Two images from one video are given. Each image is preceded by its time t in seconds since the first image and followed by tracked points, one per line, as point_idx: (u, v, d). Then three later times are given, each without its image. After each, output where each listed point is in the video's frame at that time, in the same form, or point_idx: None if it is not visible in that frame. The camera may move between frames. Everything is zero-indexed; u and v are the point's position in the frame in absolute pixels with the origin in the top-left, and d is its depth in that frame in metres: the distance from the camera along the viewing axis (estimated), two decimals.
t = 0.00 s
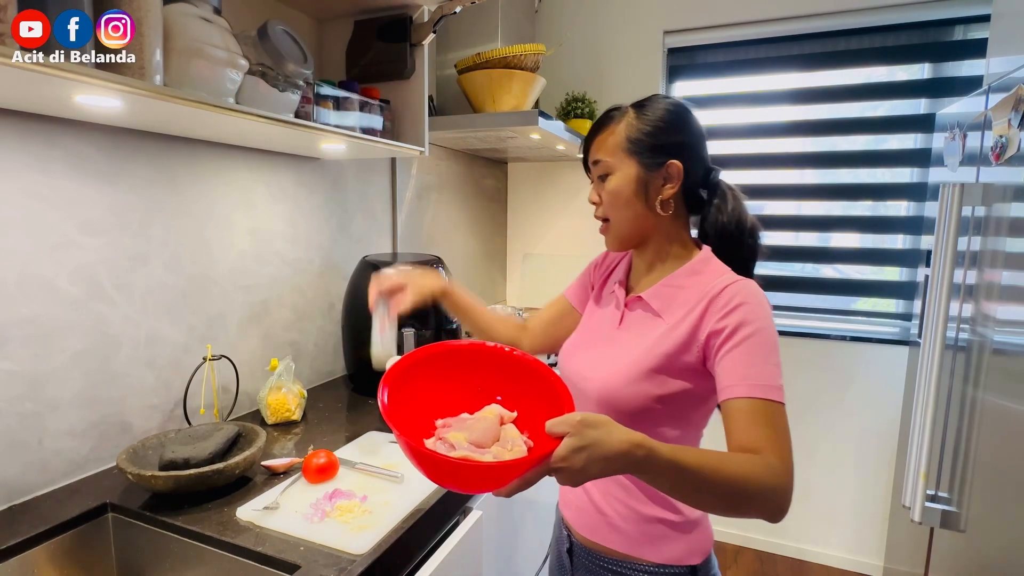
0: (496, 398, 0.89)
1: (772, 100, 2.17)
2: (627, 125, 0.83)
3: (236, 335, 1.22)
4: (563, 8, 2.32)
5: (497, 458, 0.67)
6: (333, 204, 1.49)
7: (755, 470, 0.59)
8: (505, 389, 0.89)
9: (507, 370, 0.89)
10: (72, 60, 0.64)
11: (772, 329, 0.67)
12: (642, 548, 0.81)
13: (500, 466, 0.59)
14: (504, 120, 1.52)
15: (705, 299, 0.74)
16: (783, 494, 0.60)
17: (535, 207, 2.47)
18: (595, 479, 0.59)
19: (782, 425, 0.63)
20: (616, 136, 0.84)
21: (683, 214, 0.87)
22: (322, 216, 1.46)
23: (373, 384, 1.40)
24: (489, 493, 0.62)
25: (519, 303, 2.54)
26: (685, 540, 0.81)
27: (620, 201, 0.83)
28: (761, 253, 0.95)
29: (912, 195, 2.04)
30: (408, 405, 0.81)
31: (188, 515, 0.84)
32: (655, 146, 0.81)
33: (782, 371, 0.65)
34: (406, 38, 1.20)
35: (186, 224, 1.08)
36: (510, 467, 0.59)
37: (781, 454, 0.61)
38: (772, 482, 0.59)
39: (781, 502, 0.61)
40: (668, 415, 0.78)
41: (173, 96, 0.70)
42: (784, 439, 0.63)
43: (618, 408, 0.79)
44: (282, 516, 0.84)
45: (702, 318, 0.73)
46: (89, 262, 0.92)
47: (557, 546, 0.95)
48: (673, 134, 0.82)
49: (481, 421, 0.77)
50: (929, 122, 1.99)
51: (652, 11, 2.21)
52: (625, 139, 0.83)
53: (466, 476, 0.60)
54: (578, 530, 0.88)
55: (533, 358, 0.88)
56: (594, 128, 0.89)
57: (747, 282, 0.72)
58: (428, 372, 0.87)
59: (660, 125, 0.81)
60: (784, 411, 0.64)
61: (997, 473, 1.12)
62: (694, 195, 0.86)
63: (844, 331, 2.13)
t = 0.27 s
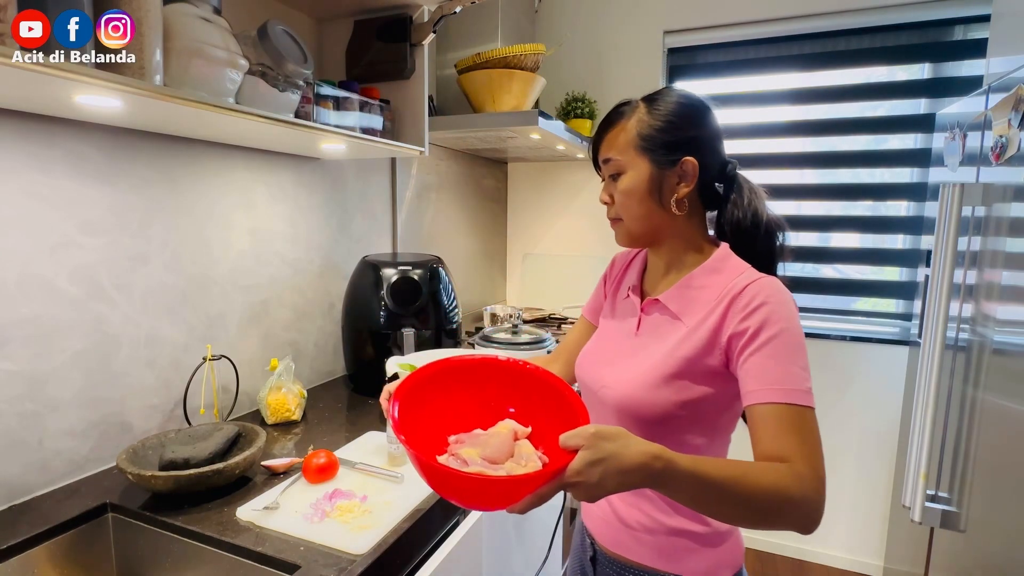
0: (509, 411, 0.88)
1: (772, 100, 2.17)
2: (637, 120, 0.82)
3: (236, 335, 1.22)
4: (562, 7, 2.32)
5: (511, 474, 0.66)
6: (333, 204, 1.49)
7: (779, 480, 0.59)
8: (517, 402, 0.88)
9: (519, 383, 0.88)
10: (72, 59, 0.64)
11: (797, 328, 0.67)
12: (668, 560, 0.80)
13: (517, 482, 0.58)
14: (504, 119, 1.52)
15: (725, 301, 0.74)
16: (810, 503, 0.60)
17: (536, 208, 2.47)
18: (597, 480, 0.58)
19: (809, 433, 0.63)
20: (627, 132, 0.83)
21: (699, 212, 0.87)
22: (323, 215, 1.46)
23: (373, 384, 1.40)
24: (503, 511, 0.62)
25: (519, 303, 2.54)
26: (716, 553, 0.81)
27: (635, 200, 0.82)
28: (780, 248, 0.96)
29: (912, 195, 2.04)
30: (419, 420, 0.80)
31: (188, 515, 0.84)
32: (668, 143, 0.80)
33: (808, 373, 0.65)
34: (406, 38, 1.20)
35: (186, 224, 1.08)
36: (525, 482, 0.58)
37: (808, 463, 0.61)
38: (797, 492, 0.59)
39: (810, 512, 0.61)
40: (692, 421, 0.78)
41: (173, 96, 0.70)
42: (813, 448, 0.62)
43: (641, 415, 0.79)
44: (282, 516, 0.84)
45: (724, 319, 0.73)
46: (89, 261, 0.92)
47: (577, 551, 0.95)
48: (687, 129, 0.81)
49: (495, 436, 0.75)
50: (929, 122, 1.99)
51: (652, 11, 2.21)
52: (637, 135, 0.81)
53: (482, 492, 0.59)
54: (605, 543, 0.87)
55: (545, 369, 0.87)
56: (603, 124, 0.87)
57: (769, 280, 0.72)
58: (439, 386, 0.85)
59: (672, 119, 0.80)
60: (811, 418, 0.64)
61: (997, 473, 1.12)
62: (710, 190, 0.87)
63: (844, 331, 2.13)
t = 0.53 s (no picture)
0: (516, 413, 0.88)
1: (772, 100, 2.17)
2: (641, 119, 0.82)
3: (236, 336, 1.22)
4: (562, 7, 2.32)
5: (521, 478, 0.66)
6: (333, 204, 1.49)
7: (793, 485, 0.59)
8: (525, 404, 0.88)
9: (527, 385, 0.88)
10: (72, 59, 0.64)
11: (808, 330, 0.67)
12: (684, 567, 0.80)
13: (528, 487, 0.58)
14: (505, 119, 1.52)
15: (735, 303, 0.73)
16: (825, 509, 0.60)
17: (536, 208, 2.47)
18: (598, 480, 0.59)
19: (824, 437, 0.63)
20: (630, 132, 0.82)
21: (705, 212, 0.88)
22: (322, 216, 1.46)
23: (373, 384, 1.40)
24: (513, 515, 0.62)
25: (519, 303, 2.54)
26: (733, 558, 0.81)
27: (639, 200, 0.82)
28: (785, 246, 0.97)
29: (912, 194, 2.04)
30: (426, 422, 0.80)
31: (188, 515, 0.84)
32: (673, 142, 0.80)
33: (822, 375, 0.65)
34: (406, 38, 1.20)
35: (186, 224, 1.08)
36: (537, 487, 0.58)
37: (823, 468, 0.61)
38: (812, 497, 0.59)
39: (825, 518, 0.61)
40: (702, 423, 0.78)
41: (173, 96, 0.70)
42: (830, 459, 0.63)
43: (651, 419, 0.79)
44: (282, 516, 0.84)
45: (733, 322, 0.73)
46: (89, 261, 0.92)
47: (587, 555, 0.95)
48: (691, 128, 0.81)
49: (503, 440, 0.75)
50: (929, 122, 1.99)
51: (652, 11, 2.21)
52: (641, 135, 0.81)
53: (492, 497, 0.60)
54: (619, 553, 0.86)
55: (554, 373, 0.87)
56: (607, 123, 0.87)
57: (780, 281, 0.72)
58: (446, 387, 0.85)
59: (676, 119, 0.80)
60: (825, 422, 0.64)
61: (997, 473, 1.12)
62: (715, 189, 0.87)
63: (844, 331, 2.13)
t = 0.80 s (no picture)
0: (519, 415, 0.88)
1: (772, 100, 2.17)
2: (647, 119, 0.82)
3: (236, 336, 1.22)
4: (562, 7, 2.32)
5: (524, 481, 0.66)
6: (333, 204, 1.49)
7: (797, 486, 0.59)
8: (528, 405, 0.88)
9: (530, 387, 0.88)
10: (72, 60, 0.64)
11: (815, 332, 0.68)
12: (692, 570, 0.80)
13: (532, 489, 0.58)
14: (505, 119, 1.52)
15: (744, 305, 0.74)
16: (830, 510, 0.61)
17: (536, 208, 2.47)
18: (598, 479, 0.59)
19: (829, 439, 0.63)
20: (636, 132, 0.82)
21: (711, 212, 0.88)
22: (323, 215, 1.46)
23: (373, 384, 1.40)
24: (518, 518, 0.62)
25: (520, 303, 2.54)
26: (741, 561, 0.81)
27: (646, 200, 0.82)
28: (789, 247, 0.97)
29: (912, 195, 2.04)
30: (430, 424, 0.80)
31: (188, 515, 0.84)
32: (680, 142, 0.80)
33: (828, 378, 0.65)
34: (406, 38, 1.20)
35: (186, 224, 1.08)
36: (542, 490, 0.58)
37: (828, 469, 0.61)
38: (817, 498, 0.60)
39: (830, 519, 0.61)
40: (708, 426, 0.78)
41: (173, 96, 0.70)
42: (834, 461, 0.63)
43: (659, 421, 0.79)
44: (282, 516, 0.84)
45: (742, 323, 0.73)
46: (90, 261, 0.92)
47: (590, 558, 0.95)
48: (698, 128, 0.81)
49: (507, 442, 0.75)
50: (929, 122, 1.99)
51: (652, 11, 2.21)
52: (648, 135, 0.81)
53: (496, 499, 0.60)
54: (627, 559, 0.85)
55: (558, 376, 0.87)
56: (612, 123, 0.87)
57: (788, 282, 0.72)
58: (450, 389, 0.85)
59: (683, 119, 0.80)
60: (831, 424, 0.64)
61: (997, 473, 1.12)
62: (721, 190, 0.87)
63: (844, 331, 2.13)
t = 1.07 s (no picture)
0: (523, 409, 0.88)
1: (772, 100, 2.17)
2: (655, 119, 0.81)
3: (236, 336, 1.22)
4: (562, 7, 2.32)
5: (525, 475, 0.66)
6: (333, 204, 1.49)
7: (797, 486, 0.59)
8: (532, 400, 0.88)
9: (534, 381, 0.88)
10: (72, 60, 0.64)
11: (820, 333, 0.68)
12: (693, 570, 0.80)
13: (533, 481, 0.58)
14: (505, 119, 1.52)
15: (748, 306, 0.74)
16: (830, 512, 0.61)
17: (536, 208, 2.47)
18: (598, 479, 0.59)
19: (830, 440, 0.63)
20: (644, 132, 0.82)
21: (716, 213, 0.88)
22: (323, 215, 1.46)
23: (373, 384, 1.40)
24: (518, 510, 0.62)
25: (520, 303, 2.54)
26: (742, 560, 0.81)
27: (653, 201, 0.81)
28: (793, 248, 0.97)
29: (912, 195, 2.04)
30: (435, 420, 0.80)
31: (188, 515, 0.84)
32: (688, 143, 0.80)
33: (831, 380, 0.65)
34: (406, 38, 1.20)
35: (186, 224, 1.08)
36: (542, 482, 0.58)
37: (828, 471, 0.61)
38: (817, 500, 0.59)
39: (829, 522, 0.61)
40: (711, 427, 0.78)
41: (173, 96, 0.70)
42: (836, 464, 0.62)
43: (664, 421, 0.79)
44: (281, 516, 0.84)
45: (747, 323, 0.73)
46: (90, 262, 0.92)
47: (589, 558, 0.95)
48: (706, 129, 0.81)
49: (510, 436, 0.75)
50: (929, 122, 1.99)
51: (652, 11, 2.21)
52: (655, 136, 0.81)
53: (497, 491, 0.60)
54: (629, 559, 0.85)
55: (562, 372, 0.86)
56: (618, 123, 0.87)
57: (792, 284, 0.72)
58: (454, 384, 0.85)
59: (691, 120, 0.80)
60: (833, 426, 0.64)
61: (997, 474, 1.12)
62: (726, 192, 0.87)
63: (844, 331, 2.13)
